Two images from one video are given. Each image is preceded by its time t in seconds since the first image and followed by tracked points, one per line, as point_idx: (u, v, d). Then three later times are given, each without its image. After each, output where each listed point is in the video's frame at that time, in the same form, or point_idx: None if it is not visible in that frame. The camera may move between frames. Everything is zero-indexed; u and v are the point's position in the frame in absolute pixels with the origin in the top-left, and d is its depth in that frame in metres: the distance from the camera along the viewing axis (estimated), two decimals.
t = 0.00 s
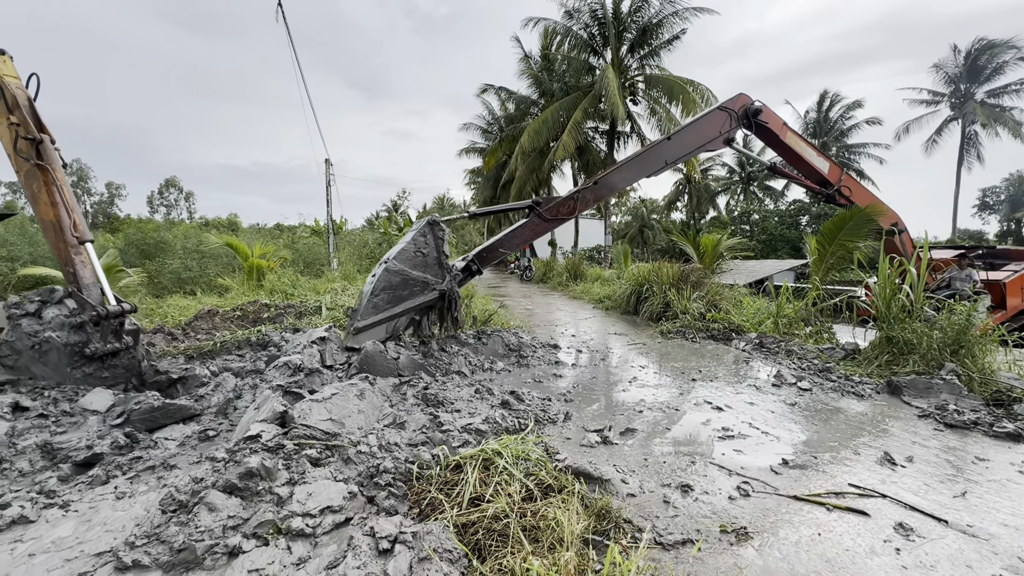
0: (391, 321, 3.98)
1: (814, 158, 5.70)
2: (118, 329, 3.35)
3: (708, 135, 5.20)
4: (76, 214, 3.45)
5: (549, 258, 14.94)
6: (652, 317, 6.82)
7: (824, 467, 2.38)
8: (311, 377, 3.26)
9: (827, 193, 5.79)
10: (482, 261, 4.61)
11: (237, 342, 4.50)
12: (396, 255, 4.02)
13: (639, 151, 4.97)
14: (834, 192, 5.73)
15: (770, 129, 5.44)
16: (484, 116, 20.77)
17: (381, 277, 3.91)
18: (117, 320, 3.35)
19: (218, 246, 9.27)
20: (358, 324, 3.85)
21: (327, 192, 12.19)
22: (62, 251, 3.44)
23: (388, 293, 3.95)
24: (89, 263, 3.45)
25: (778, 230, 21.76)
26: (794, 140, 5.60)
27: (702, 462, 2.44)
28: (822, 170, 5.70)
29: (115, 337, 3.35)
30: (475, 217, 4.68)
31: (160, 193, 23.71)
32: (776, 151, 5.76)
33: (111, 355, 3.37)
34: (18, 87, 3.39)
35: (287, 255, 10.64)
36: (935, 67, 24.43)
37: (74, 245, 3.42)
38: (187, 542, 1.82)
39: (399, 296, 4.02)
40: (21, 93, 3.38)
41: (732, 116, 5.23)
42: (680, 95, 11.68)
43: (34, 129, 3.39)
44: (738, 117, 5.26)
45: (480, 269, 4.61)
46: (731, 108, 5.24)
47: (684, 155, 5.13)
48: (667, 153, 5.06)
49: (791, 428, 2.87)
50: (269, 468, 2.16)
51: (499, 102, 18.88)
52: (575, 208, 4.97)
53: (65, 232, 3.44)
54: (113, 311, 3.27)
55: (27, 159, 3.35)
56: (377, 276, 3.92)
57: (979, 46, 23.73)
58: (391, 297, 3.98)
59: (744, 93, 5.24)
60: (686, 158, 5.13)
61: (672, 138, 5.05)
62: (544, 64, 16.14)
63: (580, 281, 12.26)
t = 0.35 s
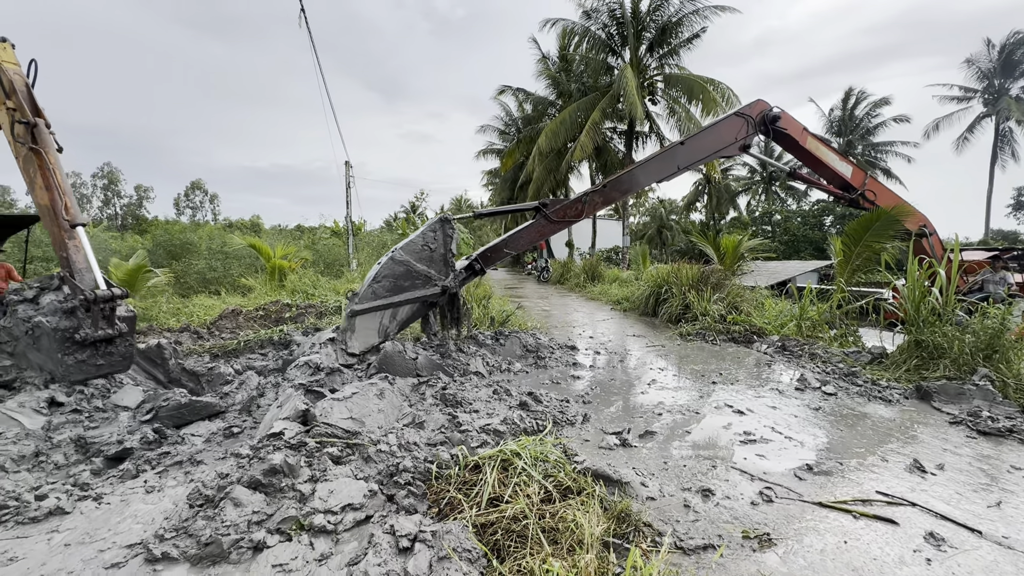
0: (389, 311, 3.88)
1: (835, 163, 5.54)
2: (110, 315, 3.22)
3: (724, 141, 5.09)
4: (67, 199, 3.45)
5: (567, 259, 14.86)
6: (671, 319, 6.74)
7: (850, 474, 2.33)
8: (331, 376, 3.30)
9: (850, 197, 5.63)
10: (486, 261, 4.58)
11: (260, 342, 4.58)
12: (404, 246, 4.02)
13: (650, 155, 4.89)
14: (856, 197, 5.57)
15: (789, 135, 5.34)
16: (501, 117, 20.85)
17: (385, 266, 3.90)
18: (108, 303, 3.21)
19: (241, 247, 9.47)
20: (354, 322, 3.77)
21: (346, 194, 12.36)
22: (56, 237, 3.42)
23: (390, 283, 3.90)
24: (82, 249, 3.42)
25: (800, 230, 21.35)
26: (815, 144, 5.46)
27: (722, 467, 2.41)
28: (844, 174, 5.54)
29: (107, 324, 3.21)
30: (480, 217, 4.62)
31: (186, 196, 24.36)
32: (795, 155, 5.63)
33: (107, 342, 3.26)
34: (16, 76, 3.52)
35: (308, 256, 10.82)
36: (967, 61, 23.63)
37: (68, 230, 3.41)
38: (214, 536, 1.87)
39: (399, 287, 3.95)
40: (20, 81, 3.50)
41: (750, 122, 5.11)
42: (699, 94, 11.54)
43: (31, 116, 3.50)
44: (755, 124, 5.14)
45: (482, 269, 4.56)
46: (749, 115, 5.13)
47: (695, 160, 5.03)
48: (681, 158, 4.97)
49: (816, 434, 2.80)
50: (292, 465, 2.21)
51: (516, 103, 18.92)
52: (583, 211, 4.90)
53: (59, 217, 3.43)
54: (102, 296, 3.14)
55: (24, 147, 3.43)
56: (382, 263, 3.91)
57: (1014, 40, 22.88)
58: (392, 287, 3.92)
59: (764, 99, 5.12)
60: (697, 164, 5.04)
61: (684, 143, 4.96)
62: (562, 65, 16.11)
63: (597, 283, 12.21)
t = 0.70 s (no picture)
0: (392, 299, 3.95)
1: (864, 167, 5.38)
2: (87, 306, 3.02)
3: (743, 148, 5.00)
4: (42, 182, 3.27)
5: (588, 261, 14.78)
6: (694, 321, 6.65)
7: (881, 482, 2.26)
8: (355, 376, 3.35)
9: (879, 203, 5.47)
10: (496, 260, 4.62)
11: (286, 341, 4.67)
12: (418, 237, 4.09)
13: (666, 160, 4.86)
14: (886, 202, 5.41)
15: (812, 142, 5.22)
16: (522, 119, 20.93)
17: (395, 254, 3.99)
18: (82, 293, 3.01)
19: (268, 249, 9.70)
20: (343, 329, 3.89)
21: (369, 196, 12.55)
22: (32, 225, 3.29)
23: (397, 271, 3.98)
24: (58, 237, 3.21)
25: (829, 232, 20.82)
26: (840, 150, 5.32)
27: (747, 473, 2.36)
28: (872, 179, 5.37)
29: (83, 316, 3.02)
30: (490, 217, 4.62)
31: (216, 198, 25.15)
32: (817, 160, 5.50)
33: (87, 333, 3.11)
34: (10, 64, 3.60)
35: (332, 258, 11.03)
36: (1009, 55, 22.62)
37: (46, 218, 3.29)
38: (243, 530, 1.93)
39: (406, 277, 4.01)
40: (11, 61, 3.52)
41: (771, 130, 5.02)
42: (724, 94, 11.35)
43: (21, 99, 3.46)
44: (777, 131, 5.04)
45: (490, 268, 4.58)
46: (771, 122, 5.03)
47: (713, 166, 4.95)
48: (699, 164, 4.90)
49: (846, 441, 2.73)
50: (318, 463, 2.26)
51: (537, 105, 18.94)
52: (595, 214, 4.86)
53: (35, 202, 3.27)
54: (75, 285, 2.92)
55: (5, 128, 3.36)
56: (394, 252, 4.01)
57: None
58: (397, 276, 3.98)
59: (787, 106, 5.02)
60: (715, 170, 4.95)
61: (701, 148, 4.90)
62: (583, 66, 16.05)
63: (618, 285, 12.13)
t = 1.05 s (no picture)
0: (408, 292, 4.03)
1: (900, 170, 5.16)
2: (33, 305, 3.10)
3: (769, 154, 4.86)
4: None
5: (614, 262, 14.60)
6: (722, 325, 6.50)
7: (921, 494, 2.16)
8: (382, 376, 3.38)
9: (916, 207, 5.24)
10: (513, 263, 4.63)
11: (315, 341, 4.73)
12: (443, 236, 4.20)
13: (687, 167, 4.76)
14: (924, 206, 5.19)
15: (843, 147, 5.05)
16: (547, 121, 20.94)
17: (416, 249, 4.09)
18: (36, 292, 3.12)
19: (299, 250, 9.97)
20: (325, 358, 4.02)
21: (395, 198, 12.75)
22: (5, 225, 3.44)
23: (415, 266, 4.07)
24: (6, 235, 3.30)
25: (865, 233, 20.05)
26: (873, 154, 5.13)
27: (778, 481, 2.30)
28: (909, 183, 5.16)
29: (31, 316, 3.10)
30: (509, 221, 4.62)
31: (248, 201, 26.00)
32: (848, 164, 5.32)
33: (43, 333, 3.22)
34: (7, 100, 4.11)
35: (359, 259, 11.26)
36: None
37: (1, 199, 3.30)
38: (276, 524, 1.99)
39: (424, 273, 4.11)
40: (7, 90, 4.11)
41: (799, 136, 4.87)
42: (754, 92, 11.09)
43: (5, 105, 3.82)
44: (805, 137, 4.88)
45: (505, 271, 4.60)
46: (799, 128, 4.88)
47: (735, 173, 4.83)
48: (721, 170, 4.79)
49: (884, 450, 2.62)
50: (346, 460, 2.31)
51: (562, 106, 18.90)
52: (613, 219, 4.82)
53: None
54: (15, 283, 3.01)
55: None
56: (418, 249, 4.11)
57: None
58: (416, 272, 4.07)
59: (816, 112, 4.85)
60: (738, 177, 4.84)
61: (724, 155, 4.77)
62: (609, 66, 15.93)
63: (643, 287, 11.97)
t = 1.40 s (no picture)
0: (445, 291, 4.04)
1: (952, 161, 4.88)
2: None
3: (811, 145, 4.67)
4: None
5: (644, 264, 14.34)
6: (757, 328, 6.30)
7: (974, 509, 2.04)
8: (412, 375, 3.41)
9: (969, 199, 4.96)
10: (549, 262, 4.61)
11: (347, 341, 4.69)
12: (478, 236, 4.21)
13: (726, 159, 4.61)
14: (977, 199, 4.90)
15: (892, 136, 4.79)
16: (575, 121, 20.87)
17: (453, 249, 4.12)
18: None
19: (332, 252, 10.24)
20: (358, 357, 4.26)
21: (425, 200, 12.92)
22: None
23: (453, 266, 4.10)
24: None
25: (910, 233, 19.11)
26: (923, 144, 4.86)
27: (816, 490, 2.21)
28: (962, 174, 4.87)
29: None
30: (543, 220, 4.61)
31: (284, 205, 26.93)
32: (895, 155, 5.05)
33: None
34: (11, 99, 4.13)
35: (390, 260, 11.51)
36: None
37: None
38: (310, 517, 2.05)
39: (461, 272, 4.13)
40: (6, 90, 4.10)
41: (842, 125, 4.67)
42: (791, 88, 10.76)
43: None
44: (849, 126, 4.68)
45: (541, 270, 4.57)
46: (843, 117, 4.68)
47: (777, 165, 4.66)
48: (762, 163, 4.63)
49: (933, 461, 2.48)
50: (377, 457, 2.36)
51: (591, 106, 18.81)
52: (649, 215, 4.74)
53: None
54: None
55: None
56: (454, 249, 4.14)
57: None
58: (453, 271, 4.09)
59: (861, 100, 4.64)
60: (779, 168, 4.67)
61: (764, 146, 4.60)
62: (639, 65, 15.75)
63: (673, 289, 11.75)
